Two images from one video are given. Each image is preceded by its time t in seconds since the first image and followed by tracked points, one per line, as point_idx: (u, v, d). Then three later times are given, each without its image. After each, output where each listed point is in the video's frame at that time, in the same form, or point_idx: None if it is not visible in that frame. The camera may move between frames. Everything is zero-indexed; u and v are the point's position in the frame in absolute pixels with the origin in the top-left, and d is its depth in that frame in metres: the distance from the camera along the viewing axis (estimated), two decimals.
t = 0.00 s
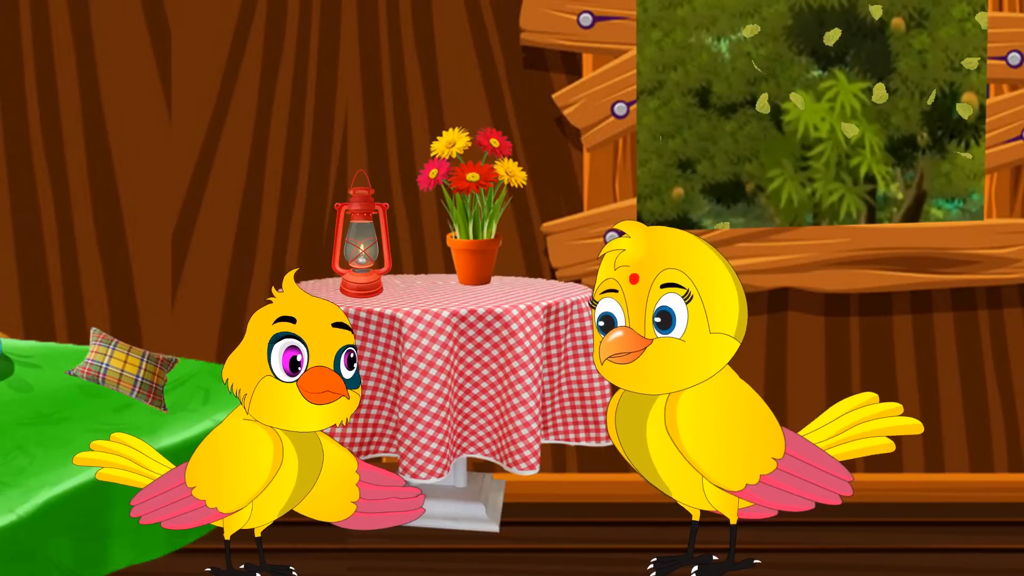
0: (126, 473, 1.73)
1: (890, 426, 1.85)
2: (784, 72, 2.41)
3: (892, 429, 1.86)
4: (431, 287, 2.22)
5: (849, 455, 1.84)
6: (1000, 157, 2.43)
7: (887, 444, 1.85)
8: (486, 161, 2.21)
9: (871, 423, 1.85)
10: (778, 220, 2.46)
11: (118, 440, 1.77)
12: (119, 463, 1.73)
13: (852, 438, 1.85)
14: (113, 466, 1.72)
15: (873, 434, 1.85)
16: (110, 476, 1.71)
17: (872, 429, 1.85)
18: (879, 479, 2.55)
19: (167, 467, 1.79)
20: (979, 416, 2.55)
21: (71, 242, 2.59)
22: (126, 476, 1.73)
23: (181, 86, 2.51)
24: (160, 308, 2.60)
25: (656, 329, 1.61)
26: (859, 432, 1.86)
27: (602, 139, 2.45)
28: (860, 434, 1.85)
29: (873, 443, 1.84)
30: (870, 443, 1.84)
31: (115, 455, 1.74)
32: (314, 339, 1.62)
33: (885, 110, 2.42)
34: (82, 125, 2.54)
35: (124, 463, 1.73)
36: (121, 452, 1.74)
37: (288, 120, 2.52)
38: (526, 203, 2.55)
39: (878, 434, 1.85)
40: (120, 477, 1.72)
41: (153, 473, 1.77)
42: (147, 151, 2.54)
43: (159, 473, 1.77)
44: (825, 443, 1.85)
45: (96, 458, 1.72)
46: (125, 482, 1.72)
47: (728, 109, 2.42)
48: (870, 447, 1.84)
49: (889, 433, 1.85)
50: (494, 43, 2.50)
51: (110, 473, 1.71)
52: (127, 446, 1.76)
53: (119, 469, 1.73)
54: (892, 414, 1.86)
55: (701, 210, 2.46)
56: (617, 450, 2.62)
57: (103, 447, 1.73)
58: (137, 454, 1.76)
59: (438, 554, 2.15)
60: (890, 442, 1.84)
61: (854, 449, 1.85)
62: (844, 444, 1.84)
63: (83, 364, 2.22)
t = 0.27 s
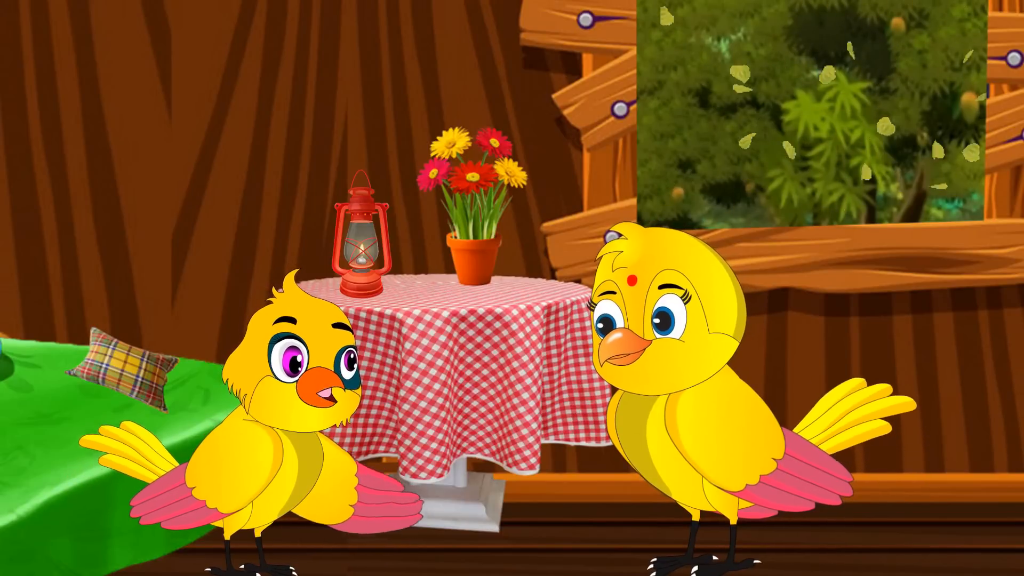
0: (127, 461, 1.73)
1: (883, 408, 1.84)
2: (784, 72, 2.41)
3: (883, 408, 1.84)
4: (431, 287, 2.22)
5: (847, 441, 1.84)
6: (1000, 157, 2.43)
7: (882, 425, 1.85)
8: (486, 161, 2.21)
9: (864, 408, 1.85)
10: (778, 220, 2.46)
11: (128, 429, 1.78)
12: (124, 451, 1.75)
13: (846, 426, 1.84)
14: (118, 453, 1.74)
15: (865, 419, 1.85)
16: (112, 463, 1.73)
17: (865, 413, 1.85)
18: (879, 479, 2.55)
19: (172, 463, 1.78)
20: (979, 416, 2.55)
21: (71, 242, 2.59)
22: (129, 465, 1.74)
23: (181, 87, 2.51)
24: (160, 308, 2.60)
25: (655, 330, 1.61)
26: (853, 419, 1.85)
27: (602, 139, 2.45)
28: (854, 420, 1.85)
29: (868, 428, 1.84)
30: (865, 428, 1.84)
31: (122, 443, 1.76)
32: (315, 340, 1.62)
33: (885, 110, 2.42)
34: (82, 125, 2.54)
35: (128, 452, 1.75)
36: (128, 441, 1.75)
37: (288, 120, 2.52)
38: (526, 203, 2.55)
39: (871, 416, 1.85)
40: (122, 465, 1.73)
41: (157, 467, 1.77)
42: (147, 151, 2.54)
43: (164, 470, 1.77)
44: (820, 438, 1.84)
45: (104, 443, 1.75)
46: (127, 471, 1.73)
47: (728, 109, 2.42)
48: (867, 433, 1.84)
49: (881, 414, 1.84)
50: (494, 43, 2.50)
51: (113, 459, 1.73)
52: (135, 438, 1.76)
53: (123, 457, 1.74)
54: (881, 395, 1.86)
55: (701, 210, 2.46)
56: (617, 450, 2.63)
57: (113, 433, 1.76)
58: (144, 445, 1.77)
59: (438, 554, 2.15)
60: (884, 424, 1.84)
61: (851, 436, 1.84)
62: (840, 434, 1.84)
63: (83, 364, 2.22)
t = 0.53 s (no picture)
0: (132, 451, 1.74)
1: (875, 391, 1.79)
2: (784, 72, 2.41)
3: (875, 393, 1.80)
4: (431, 287, 2.22)
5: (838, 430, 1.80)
6: (1000, 157, 2.43)
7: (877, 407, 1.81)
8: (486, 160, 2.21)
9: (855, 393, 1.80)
10: (778, 220, 2.46)
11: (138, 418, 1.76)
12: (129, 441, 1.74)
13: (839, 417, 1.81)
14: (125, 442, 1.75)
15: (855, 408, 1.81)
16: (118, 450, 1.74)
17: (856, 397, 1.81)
18: (879, 479, 2.55)
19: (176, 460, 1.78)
20: (979, 416, 2.55)
21: (71, 242, 2.59)
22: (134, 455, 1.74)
23: (181, 87, 2.51)
24: (160, 308, 2.60)
25: (654, 331, 1.61)
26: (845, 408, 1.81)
27: (602, 139, 2.45)
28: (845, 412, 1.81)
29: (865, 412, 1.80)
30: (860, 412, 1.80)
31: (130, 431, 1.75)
32: (311, 339, 1.61)
33: (885, 110, 2.42)
34: (82, 126, 2.54)
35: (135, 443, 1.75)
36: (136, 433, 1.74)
37: (288, 120, 2.52)
38: (526, 203, 2.55)
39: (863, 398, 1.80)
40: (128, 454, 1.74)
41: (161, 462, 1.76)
42: (147, 151, 2.54)
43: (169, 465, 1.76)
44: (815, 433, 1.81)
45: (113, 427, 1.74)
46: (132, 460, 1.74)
47: (728, 109, 2.42)
48: (864, 417, 1.80)
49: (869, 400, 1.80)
50: (494, 43, 2.50)
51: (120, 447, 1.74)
52: (144, 428, 1.75)
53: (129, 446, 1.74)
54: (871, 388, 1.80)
55: (701, 210, 2.46)
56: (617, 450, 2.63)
57: (123, 419, 1.74)
58: (152, 439, 1.76)
59: (438, 554, 2.15)
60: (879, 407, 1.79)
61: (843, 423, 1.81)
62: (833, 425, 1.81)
63: (83, 364, 2.22)
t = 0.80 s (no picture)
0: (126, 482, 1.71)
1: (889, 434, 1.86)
2: (784, 72, 2.41)
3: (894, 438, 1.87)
4: (431, 287, 2.22)
5: (848, 462, 1.84)
6: (1000, 157, 2.43)
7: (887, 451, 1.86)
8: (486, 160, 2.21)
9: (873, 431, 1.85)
10: (778, 220, 2.46)
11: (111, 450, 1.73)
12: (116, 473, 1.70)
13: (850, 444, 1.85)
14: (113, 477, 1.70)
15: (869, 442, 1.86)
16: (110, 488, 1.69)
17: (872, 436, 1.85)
18: (879, 479, 2.55)
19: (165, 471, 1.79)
20: (979, 416, 2.55)
21: (71, 242, 2.59)
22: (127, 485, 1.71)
23: (181, 87, 2.51)
24: (160, 309, 2.60)
25: (654, 331, 1.61)
26: (860, 438, 1.85)
27: (602, 139, 2.45)
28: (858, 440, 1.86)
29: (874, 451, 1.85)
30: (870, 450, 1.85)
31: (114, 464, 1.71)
32: (307, 338, 1.61)
33: (885, 110, 2.42)
34: (82, 126, 2.54)
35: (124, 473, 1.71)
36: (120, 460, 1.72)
37: (288, 121, 2.52)
38: (526, 203, 2.55)
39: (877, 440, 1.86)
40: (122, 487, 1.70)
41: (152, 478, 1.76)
42: (147, 151, 2.54)
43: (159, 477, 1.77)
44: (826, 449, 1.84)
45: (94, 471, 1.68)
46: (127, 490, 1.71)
47: (728, 109, 2.42)
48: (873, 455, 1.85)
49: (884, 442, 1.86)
50: (494, 43, 2.50)
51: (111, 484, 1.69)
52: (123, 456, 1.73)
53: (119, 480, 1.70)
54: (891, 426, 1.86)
55: (701, 210, 2.46)
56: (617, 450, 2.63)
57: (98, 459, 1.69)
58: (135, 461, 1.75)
59: (438, 554, 2.15)
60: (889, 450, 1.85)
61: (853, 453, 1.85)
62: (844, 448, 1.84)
63: (83, 364, 2.22)
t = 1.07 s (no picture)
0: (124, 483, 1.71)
1: (895, 445, 1.85)
2: (784, 72, 2.41)
3: (899, 448, 1.86)
4: (431, 287, 2.22)
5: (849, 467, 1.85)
6: (1000, 157, 2.43)
7: (891, 463, 1.81)
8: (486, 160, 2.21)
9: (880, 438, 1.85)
10: (778, 220, 2.46)
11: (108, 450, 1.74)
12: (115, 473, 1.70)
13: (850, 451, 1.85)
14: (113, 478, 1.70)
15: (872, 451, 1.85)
16: (109, 489, 1.69)
17: (878, 444, 1.85)
18: (879, 479, 2.55)
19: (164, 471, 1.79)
20: (979, 416, 2.55)
21: (71, 242, 2.59)
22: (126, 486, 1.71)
23: (181, 87, 2.51)
24: (160, 309, 2.61)
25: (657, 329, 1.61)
26: (861, 446, 1.86)
27: (602, 139, 2.45)
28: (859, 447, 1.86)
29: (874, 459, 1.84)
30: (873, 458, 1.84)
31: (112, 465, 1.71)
32: (304, 337, 1.61)
33: (885, 110, 2.42)
34: (82, 126, 2.54)
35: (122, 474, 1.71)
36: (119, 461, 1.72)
37: (288, 121, 2.52)
38: (526, 203, 2.55)
39: (880, 450, 1.85)
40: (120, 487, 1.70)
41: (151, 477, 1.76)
42: (147, 151, 2.54)
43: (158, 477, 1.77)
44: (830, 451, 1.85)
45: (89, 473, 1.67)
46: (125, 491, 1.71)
47: (728, 109, 2.42)
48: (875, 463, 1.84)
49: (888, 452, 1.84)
50: (494, 43, 2.50)
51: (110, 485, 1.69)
52: (120, 458, 1.73)
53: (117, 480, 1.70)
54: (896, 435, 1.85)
55: (701, 210, 2.46)
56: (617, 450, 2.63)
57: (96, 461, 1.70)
58: (136, 463, 1.75)
59: (438, 554, 2.15)
60: (893, 461, 1.81)
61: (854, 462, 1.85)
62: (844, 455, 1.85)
63: (83, 364, 2.22)
